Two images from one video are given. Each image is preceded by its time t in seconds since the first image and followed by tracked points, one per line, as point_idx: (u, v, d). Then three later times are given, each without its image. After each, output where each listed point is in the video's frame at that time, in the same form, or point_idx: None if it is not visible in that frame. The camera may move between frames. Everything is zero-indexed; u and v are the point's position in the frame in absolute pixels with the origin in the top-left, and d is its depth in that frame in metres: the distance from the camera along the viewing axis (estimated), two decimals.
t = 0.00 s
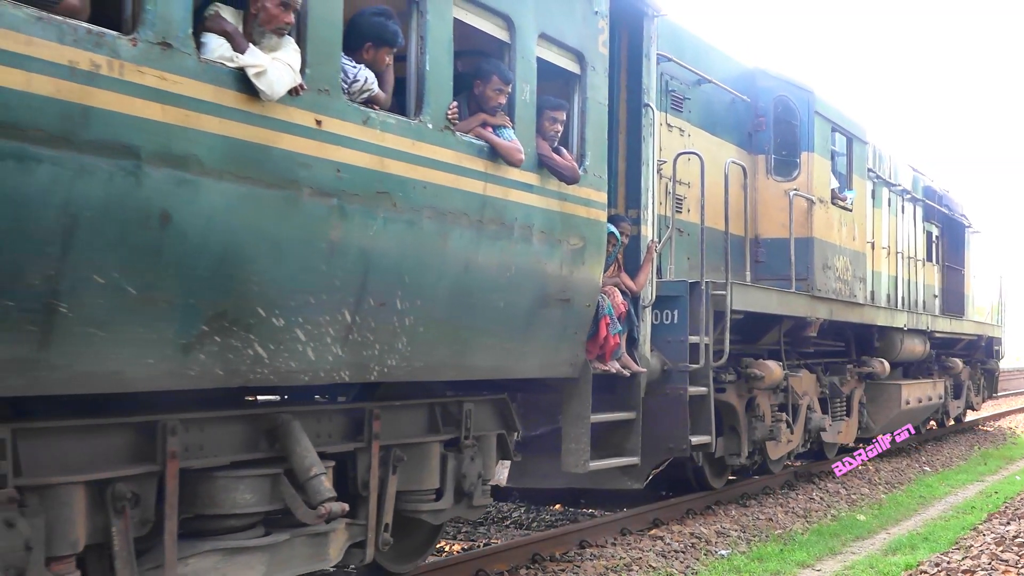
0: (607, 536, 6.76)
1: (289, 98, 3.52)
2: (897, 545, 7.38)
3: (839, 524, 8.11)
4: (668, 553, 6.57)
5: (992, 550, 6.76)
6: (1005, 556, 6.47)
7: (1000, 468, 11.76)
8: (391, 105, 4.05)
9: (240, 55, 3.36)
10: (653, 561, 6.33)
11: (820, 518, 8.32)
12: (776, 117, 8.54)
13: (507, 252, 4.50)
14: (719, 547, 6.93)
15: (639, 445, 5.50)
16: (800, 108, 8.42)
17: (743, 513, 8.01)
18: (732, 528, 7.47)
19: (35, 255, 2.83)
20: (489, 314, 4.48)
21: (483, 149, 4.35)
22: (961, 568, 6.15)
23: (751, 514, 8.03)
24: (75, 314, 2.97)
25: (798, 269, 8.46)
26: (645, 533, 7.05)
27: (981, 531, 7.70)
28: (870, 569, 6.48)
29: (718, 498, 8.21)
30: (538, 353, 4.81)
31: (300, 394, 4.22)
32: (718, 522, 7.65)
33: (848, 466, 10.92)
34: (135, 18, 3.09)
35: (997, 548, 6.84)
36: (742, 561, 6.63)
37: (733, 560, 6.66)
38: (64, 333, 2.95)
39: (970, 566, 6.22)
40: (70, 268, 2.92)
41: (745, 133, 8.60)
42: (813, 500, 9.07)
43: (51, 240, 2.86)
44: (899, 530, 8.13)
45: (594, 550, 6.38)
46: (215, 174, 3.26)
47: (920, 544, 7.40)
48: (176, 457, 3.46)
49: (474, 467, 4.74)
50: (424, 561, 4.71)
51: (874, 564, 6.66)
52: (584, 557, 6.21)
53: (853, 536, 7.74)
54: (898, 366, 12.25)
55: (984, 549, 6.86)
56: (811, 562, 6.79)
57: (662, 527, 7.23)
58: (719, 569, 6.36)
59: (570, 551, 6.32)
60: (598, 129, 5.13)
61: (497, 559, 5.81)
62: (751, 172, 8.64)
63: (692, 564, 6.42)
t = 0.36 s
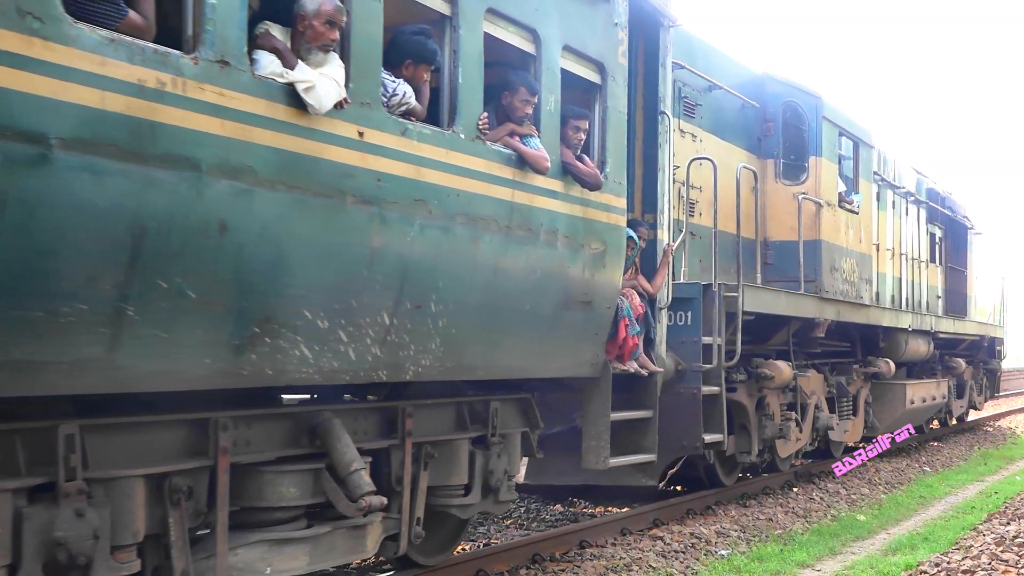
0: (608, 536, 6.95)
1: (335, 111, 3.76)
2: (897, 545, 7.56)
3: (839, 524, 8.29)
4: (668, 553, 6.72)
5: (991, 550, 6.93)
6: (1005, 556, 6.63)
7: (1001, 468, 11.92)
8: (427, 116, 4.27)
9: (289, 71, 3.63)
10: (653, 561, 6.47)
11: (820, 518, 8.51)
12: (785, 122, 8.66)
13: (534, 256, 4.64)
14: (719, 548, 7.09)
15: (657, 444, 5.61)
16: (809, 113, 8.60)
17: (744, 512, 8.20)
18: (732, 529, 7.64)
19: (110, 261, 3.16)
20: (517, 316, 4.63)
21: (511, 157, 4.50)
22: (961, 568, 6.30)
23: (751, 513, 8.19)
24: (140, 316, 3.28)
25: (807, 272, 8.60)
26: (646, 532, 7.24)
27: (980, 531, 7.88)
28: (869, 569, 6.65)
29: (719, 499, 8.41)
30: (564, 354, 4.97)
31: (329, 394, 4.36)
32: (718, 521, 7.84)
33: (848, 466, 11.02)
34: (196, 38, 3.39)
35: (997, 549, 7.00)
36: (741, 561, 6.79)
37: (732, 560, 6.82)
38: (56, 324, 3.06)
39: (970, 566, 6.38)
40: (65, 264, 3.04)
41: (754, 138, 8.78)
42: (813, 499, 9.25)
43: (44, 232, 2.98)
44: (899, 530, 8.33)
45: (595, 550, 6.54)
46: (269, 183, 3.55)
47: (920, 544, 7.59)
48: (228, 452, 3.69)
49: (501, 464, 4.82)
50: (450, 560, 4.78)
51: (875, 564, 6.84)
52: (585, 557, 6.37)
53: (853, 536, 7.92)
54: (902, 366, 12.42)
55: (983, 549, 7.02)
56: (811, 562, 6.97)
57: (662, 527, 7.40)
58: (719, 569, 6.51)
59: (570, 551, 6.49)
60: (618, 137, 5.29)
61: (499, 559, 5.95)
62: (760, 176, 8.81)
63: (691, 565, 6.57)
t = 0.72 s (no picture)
0: (604, 530, 7.16)
1: (381, 127, 4.07)
2: (887, 538, 7.86)
3: (830, 517, 8.62)
4: (664, 547, 6.96)
5: (979, 543, 7.25)
6: (992, 549, 6.95)
7: (989, 464, 12.27)
8: (461, 130, 4.58)
9: (340, 90, 3.94)
10: (650, 554, 6.66)
11: (813, 511, 8.83)
12: (787, 131, 9.03)
13: (558, 260, 4.95)
14: (714, 541, 7.32)
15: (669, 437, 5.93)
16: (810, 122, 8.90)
17: (738, 506, 8.55)
18: (727, 522, 7.93)
19: (183, 267, 3.50)
20: (544, 316, 4.93)
21: (537, 168, 4.80)
22: (949, 560, 6.54)
23: (746, 506, 8.53)
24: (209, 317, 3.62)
25: (808, 273, 8.92)
26: (642, 525, 7.51)
27: (969, 525, 8.21)
28: (861, 563, 6.84)
29: (715, 493, 8.76)
30: (585, 352, 5.28)
31: (365, 390, 4.66)
32: (713, 515, 8.16)
33: (847, 465, 11.33)
34: (258, 61, 3.71)
35: (984, 542, 7.34)
36: (737, 555, 6.96)
37: (727, 553, 6.99)
38: (62, 327, 3.24)
39: (958, 558, 6.69)
40: (69, 269, 3.22)
41: (756, 146, 9.11)
42: (807, 494, 9.58)
43: (50, 236, 3.14)
44: (890, 524, 8.66)
45: (592, 544, 6.73)
46: (323, 194, 3.86)
47: (910, 537, 7.90)
48: (282, 443, 4.00)
49: (526, 455, 5.13)
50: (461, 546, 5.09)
51: (865, 556, 7.07)
52: (583, 551, 6.55)
53: (845, 529, 8.24)
54: (896, 364, 12.76)
55: (970, 542, 7.35)
56: (803, 555, 7.16)
57: (657, 521, 7.70)
58: (714, 562, 6.70)
59: (569, 545, 6.68)
60: (635, 148, 5.60)
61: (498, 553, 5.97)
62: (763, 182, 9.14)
63: (687, 558, 6.75)
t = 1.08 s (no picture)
0: (602, 522, 7.49)
1: (424, 143, 4.43)
2: (877, 530, 8.24)
3: (821, 510, 9.02)
4: (660, 539, 7.26)
5: (964, 535, 7.65)
6: (977, 541, 7.34)
7: (975, 458, 12.70)
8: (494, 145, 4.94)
9: (388, 110, 4.29)
10: (646, 545, 6.95)
11: (804, 504, 9.23)
12: (787, 141, 9.41)
13: (581, 264, 5.31)
14: (708, 533, 7.65)
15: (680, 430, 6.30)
16: (808, 133, 9.30)
17: (732, 498, 8.95)
18: (722, 515, 8.30)
19: (252, 274, 3.85)
20: (567, 317, 5.29)
21: (562, 179, 5.17)
22: (936, 552, 6.91)
23: (739, 499, 8.93)
24: (273, 317, 3.97)
25: (807, 275, 9.31)
26: (639, 518, 7.85)
27: (955, 517, 8.61)
28: (850, 554, 7.12)
29: (711, 486, 9.18)
30: (604, 350, 5.65)
31: (402, 385, 5.02)
32: (708, 508, 8.55)
33: (846, 464, 11.63)
34: (317, 84, 4.05)
35: (970, 533, 7.74)
36: (730, 546, 7.28)
37: (722, 545, 7.24)
38: (61, 335, 3.36)
39: (945, 549, 7.07)
40: (64, 278, 3.32)
41: (759, 155, 9.48)
42: (799, 487, 9.97)
43: (49, 244, 3.25)
44: (880, 516, 9.06)
45: (592, 536, 7.00)
46: (373, 206, 4.22)
47: (899, 529, 8.29)
48: (333, 434, 4.36)
49: (550, 446, 5.51)
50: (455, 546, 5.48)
51: (855, 547, 7.40)
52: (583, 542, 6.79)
53: (836, 521, 8.63)
54: (889, 362, 13.17)
55: (957, 534, 7.75)
56: (794, 547, 7.48)
57: (655, 513, 8.05)
58: (709, 553, 6.97)
59: (569, 536, 6.92)
60: (649, 160, 5.97)
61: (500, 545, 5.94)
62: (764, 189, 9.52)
63: (683, 549, 7.06)
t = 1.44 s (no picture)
0: (604, 514, 7.89)
1: (465, 158, 4.82)
2: (869, 522, 8.64)
3: (815, 502, 9.44)
4: (659, 530, 7.63)
5: (954, 527, 8.07)
6: (966, 533, 7.76)
7: (964, 453, 13.16)
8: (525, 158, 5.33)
9: (433, 128, 4.67)
10: (645, 537, 7.30)
11: (799, 497, 9.65)
12: (789, 150, 9.74)
13: (603, 268, 5.71)
14: (706, 525, 8.02)
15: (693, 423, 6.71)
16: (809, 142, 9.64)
17: (729, 492, 9.37)
18: (719, 508, 8.70)
19: (315, 279, 4.23)
20: (591, 317, 5.69)
21: (587, 189, 5.56)
22: (926, 543, 7.29)
23: (737, 493, 9.35)
24: (333, 319, 4.36)
25: (809, 278, 9.73)
26: (639, 510, 8.23)
27: (945, 510, 9.03)
28: (843, 545, 7.48)
29: (708, 479, 9.61)
30: (624, 348, 6.05)
31: (440, 381, 5.43)
32: (705, 501, 8.95)
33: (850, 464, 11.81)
34: (372, 106, 4.43)
35: (959, 525, 8.15)
36: (726, 537, 7.57)
37: (719, 537, 7.59)
38: (57, 336, 3.44)
39: (935, 540, 7.47)
40: (58, 280, 3.39)
41: (762, 163, 9.83)
42: (792, 481, 10.37)
43: (46, 246, 3.33)
44: (872, 508, 9.48)
45: (593, 528, 7.38)
46: (421, 216, 4.60)
47: (890, 521, 8.67)
48: (382, 425, 4.75)
49: (574, 437, 5.92)
50: (465, 537, 5.82)
51: (848, 539, 7.76)
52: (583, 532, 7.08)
53: (830, 513, 9.03)
54: (883, 359, 13.62)
55: (947, 526, 8.16)
56: (789, 539, 7.82)
57: (654, 505, 8.43)
58: (705, 544, 7.30)
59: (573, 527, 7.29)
60: (665, 170, 6.39)
61: (505, 535, 6.17)
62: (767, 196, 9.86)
63: (681, 540, 7.41)
